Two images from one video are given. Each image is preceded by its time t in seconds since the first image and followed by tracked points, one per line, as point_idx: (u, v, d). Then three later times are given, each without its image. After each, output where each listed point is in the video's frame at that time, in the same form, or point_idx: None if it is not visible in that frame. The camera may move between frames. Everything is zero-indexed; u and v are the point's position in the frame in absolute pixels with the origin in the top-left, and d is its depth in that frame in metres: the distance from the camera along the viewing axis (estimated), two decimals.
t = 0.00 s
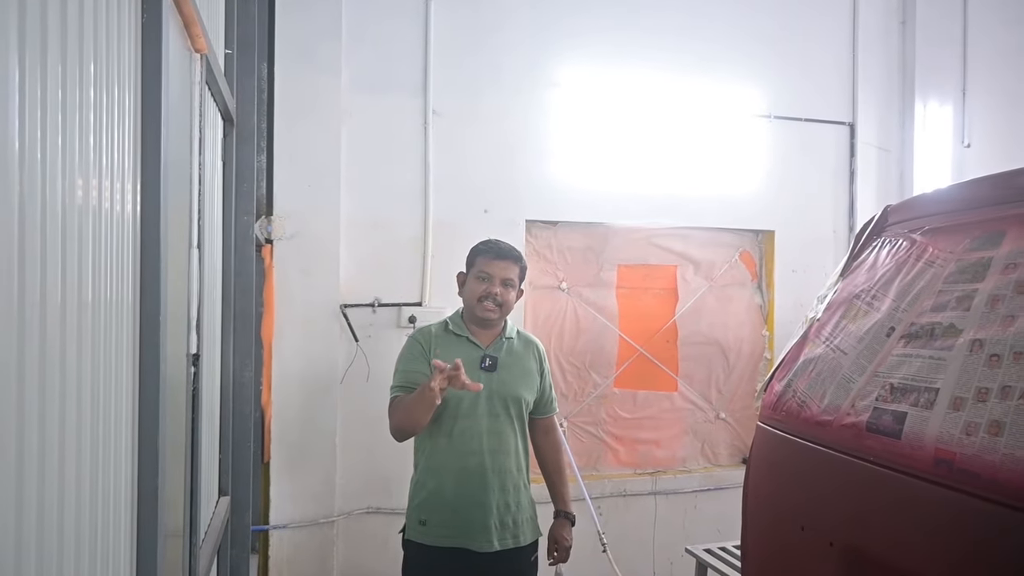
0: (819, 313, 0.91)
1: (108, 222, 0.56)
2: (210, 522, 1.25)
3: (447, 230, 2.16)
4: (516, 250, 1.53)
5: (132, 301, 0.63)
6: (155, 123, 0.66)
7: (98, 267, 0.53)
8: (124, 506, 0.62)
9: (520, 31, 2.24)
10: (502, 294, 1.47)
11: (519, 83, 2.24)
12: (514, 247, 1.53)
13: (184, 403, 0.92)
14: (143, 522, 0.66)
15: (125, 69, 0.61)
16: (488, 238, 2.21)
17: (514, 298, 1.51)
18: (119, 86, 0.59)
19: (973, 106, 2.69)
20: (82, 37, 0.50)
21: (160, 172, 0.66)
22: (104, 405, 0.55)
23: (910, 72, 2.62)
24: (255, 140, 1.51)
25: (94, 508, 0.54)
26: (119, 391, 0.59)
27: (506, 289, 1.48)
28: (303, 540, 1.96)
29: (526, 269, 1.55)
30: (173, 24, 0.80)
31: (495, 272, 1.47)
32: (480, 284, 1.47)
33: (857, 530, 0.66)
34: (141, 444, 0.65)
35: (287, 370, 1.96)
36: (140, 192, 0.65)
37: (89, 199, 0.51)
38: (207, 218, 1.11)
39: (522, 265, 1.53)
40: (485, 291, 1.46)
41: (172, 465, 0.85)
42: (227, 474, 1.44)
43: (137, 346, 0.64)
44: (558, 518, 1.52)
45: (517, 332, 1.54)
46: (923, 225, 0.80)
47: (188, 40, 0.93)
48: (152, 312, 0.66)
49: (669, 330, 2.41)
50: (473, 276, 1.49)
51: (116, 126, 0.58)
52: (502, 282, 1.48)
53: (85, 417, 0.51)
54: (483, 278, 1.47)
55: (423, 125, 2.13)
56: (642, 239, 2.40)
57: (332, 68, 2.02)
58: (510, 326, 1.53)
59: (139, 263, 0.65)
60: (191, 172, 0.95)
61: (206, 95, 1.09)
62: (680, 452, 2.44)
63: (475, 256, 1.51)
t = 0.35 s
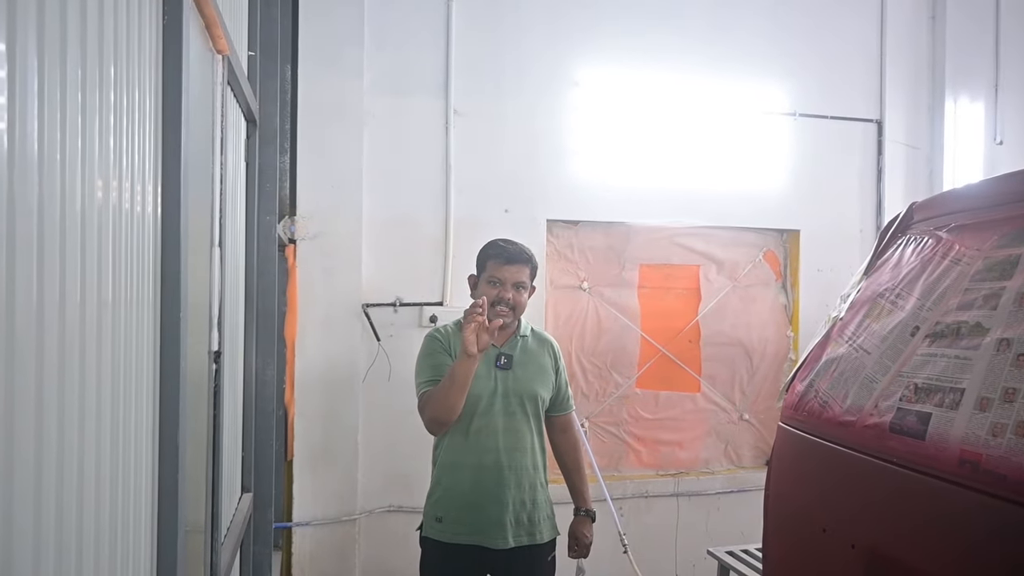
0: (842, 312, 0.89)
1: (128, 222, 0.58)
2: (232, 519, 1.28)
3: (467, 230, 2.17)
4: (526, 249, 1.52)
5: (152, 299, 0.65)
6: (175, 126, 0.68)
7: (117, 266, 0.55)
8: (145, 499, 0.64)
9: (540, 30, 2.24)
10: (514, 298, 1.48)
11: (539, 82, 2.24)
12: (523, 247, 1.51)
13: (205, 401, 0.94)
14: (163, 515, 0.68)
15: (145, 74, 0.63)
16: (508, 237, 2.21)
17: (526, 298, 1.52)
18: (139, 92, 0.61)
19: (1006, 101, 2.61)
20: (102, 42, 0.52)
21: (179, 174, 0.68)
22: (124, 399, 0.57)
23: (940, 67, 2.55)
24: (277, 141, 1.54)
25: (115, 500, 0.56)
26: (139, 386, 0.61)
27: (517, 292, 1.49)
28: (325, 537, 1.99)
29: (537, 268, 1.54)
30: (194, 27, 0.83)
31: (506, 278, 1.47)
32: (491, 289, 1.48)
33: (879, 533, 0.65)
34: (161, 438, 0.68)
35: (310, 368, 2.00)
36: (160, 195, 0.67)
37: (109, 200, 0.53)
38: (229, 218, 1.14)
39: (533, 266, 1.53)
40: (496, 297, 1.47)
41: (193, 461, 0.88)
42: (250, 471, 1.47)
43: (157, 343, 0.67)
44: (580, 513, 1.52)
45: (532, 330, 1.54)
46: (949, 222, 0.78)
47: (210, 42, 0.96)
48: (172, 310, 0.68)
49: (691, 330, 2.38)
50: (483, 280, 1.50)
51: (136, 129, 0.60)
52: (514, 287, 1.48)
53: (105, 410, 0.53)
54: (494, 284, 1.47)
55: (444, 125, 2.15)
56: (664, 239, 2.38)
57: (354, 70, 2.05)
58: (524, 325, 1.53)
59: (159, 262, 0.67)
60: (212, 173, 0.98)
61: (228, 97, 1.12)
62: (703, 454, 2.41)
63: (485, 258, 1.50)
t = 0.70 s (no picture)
0: (862, 311, 0.88)
1: (148, 221, 0.59)
2: (251, 516, 1.30)
3: (483, 230, 2.18)
4: (527, 246, 1.52)
5: (172, 299, 0.67)
6: (196, 128, 0.70)
7: (137, 265, 0.56)
8: (165, 495, 0.65)
9: (555, 29, 2.24)
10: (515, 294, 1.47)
11: (555, 82, 2.24)
12: (521, 243, 1.52)
13: (225, 399, 0.96)
14: (183, 511, 0.70)
15: (166, 77, 0.65)
16: (524, 237, 2.21)
17: (532, 295, 1.50)
18: (159, 94, 0.63)
19: None
20: (123, 47, 0.54)
21: (199, 175, 0.70)
22: (145, 395, 0.59)
23: (963, 65, 2.51)
24: (296, 142, 1.56)
25: (135, 495, 0.57)
26: (159, 384, 0.63)
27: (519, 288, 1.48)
28: (342, 535, 2.01)
29: (542, 264, 1.53)
30: (214, 29, 0.84)
31: (503, 275, 1.49)
32: (493, 288, 1.50)
33: (900, 534, 0.64)
34: (181, 435, 0.69)
35: (328, 367, 2.02)
36: (180, 195, 0.69)
37: (129, 200, 0.54)
38: (248, 218, 1.17)
39: (537, 261, 1.53)
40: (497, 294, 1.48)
41: (212, 459, 0.90)
42: (269, 469, 1.49)
43: (177, 341, 0.68)
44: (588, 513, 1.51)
45: (547, 331, 1.54)
46: (973, 220, 0.77)
47: (229, 44, 0.98)
48: (192, 309, 0.69)
49: (709, 330, 2.37)
50: (487, 279, 1.52)
51: (156, 130, 0.61)
52: (513, 283, 1.48)
53: (126, 405, 0.54)
54: (494, 282, 1.50)
55: (461, 125, 2.16)
56: (680, 238, 2.37)
57: (371, 71, 2.07)
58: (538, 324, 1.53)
59: (179, 262, 0.69)
60: (232, 173, 1.00)
61: (247, 98, 1.15)
62: (720, 455, 2.39)
63: (487, 259, 1.54)
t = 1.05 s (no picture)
0: (877, 311, 0.87)
1: (163, 222, 0.60)
2: (264, 514, 1.31)
3: (494, 230, 2.19)
4: (540, 245, 1.53)
5: (187, 299, 0.68)
6: (210, 129, 0.71)
7: (152, 266, 0.57)
8: (180, 492, 0.67)
9: (567, 28, 2.24)
10: (531, 293, 1.48)
11: (567, 81, 2.24)
12: (537, 243, 1.53)
13: (239, 398, 0.98)
14: (198, 509, 0.71)
15: (181, 79, 0.66)
16: (535, 237, 2.21)
17: (546, 294, 1.52)
18: (174, 95, 0.64)
19: None
20: (139, 50, 0.55)
21: (213, 175, 0.71)
22: (160, 393, 0.60)
23: (980, 61, 2.47)
24: (308, 142, 1.58)
25: (150, 492, 0.58)
26: (174, 383, 0.64)
27: (535, 287, 1.49)
28: (354, 534, 2.03)
29: (554, 262, 1.55)
30: (228, 29, 0.86)
31: (519, 274, 1.48)
32: (508, 287, 1.49)
33: (916, 536, 0.64)
34: (195, 433, 0.70)
35: (341, 366, 2.04)
36: (195, 195, 0.70)
37: (144, 200, 0.55)
38: (262, 217, 1.18)
39: (549, 260, 1.54)
40: (514, 294, 1.48)
41: (226, 459, 0.91)
42: (281, 467, 1.51)
43: (192, 341, 0.69)
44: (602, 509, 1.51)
45: (557, 329, 1.53)
46: (990, 218, 0.76)
47: (243, 43, 0.99)
48: (206, 308, 0.71)
49: (722, 330, 2.35)
50: (501, 278, 1.51)
51: (171, 131, 0.63)
52: (530, 282, 1.49)
53: (141, 404, 0.55)
54: (510, 281, 1.49)
55: (472, 125, 2.17)
56: (693, 238, 2.36)
57: (383, 71, 2.08)
58: (550, 323, 1.53)
59: (194, 262, 0.70)
60: (246, 172, 1.01)
61: (261, 98, 1.16)
62: (734, 455, 2.37)
63: (499, 258, 1.53)
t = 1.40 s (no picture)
0: (889, 312, 0.87)
1: (178, 223, 0.61)
2: (276, 513, 1.33)
3: (504, 230, 2.19)
4: (542, 246, 1.53)
5: (200, 299, 0.69)
6: (223, 130, 0.72)
7: (167, 267, 0.58)
8: (193, 491, 0.68)
9: (576, 28, 2.24)
10: (538, 295, 1.48)
11: (576, 81, 2.24)
12: (540, 245, 1.53)
13: (251, 398, 0.99)
14: (211, 508, 0.72)
15: (195, 81, 0.67)
16: (545, 237, 2.22)
17: (547, 295, 1.53)
18: (188, 97, 0.65)
19: None
20: (154, 53, 0.56)
21: (226, 176, 0.72)
22: (174, 392, 0.61)
23: (994, 60, 2.44)
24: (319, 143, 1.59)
25: (164, 490, 0.59)
26: (188, 383, 0.65)
27: (541, 288, 1.49)
28: (364, 533, 2.04)
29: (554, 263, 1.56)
30: (241, 32, 0.87)
31: (527, 275, 1.48)
32: (515, 288, 1.48)
33: (928, 538, 0.63)
34: (209, 433, 0.72)
35: (351, 366, 2.05)
36: (208, 196, 0.71)
37: (159, 202, 0.56)
38: (274, 218, 1.19)
39: (552, 260, 1.54)
40: (522, 295, 1.47)
41: (238, 458, 0.92)
42: (292, 466, 1.52)
43: (205, 341, 0.70)
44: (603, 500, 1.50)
45: (557, 325, 1.54)
46: (1004, 219, 0.75)
47: (256, 45, 1.00)
48: (219, 308, 0.72)
49: (732, 330, 2.34)
50: (505, 280, 1.50)
51: (185, 133, 0.64)
52: (536, 283, 1.48)
53: (156, 402, 0.57)
54: (518, 282, 1.48)
55: (482, 126, 2.17)
56: (703, 238, 2.35)
57: (393, 72, 2.09)
58: (549, 321, 1.53)
59: (207, 262, 0.71)
60: (258, 173, 1.02)
61: (273, 100, 1.17)
62: (743, 457, 2.36)
63: (504, 258, 1.51)
